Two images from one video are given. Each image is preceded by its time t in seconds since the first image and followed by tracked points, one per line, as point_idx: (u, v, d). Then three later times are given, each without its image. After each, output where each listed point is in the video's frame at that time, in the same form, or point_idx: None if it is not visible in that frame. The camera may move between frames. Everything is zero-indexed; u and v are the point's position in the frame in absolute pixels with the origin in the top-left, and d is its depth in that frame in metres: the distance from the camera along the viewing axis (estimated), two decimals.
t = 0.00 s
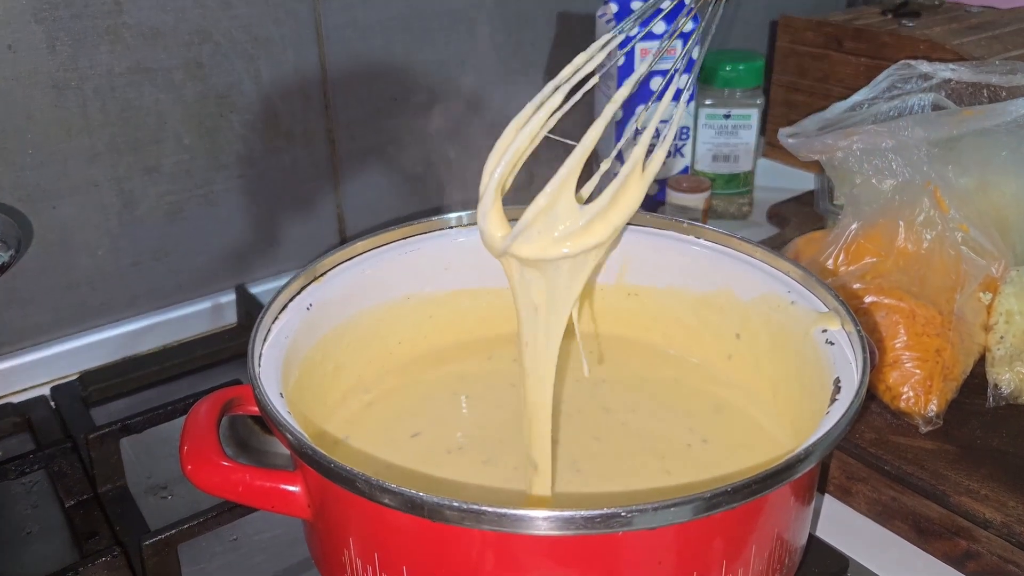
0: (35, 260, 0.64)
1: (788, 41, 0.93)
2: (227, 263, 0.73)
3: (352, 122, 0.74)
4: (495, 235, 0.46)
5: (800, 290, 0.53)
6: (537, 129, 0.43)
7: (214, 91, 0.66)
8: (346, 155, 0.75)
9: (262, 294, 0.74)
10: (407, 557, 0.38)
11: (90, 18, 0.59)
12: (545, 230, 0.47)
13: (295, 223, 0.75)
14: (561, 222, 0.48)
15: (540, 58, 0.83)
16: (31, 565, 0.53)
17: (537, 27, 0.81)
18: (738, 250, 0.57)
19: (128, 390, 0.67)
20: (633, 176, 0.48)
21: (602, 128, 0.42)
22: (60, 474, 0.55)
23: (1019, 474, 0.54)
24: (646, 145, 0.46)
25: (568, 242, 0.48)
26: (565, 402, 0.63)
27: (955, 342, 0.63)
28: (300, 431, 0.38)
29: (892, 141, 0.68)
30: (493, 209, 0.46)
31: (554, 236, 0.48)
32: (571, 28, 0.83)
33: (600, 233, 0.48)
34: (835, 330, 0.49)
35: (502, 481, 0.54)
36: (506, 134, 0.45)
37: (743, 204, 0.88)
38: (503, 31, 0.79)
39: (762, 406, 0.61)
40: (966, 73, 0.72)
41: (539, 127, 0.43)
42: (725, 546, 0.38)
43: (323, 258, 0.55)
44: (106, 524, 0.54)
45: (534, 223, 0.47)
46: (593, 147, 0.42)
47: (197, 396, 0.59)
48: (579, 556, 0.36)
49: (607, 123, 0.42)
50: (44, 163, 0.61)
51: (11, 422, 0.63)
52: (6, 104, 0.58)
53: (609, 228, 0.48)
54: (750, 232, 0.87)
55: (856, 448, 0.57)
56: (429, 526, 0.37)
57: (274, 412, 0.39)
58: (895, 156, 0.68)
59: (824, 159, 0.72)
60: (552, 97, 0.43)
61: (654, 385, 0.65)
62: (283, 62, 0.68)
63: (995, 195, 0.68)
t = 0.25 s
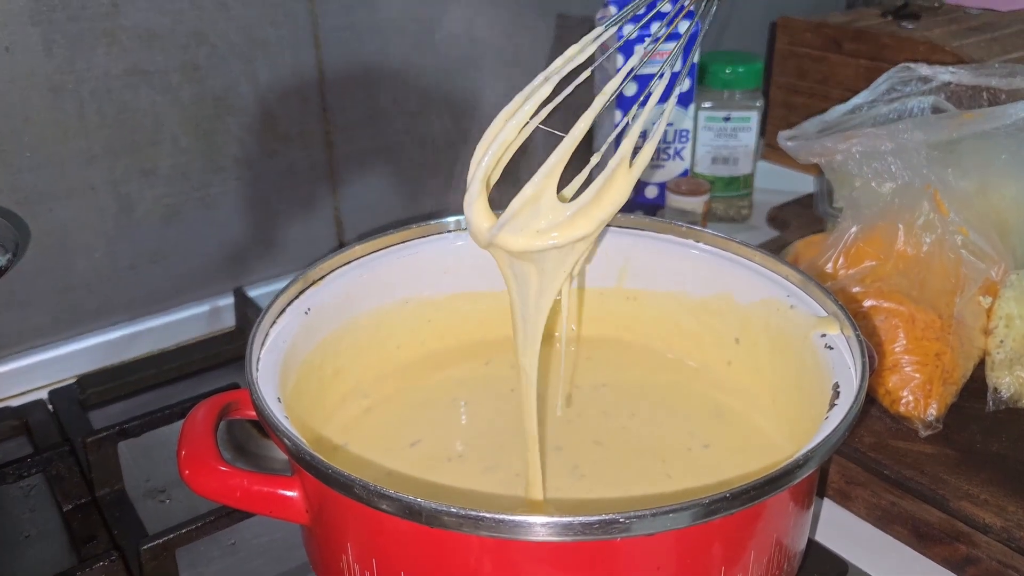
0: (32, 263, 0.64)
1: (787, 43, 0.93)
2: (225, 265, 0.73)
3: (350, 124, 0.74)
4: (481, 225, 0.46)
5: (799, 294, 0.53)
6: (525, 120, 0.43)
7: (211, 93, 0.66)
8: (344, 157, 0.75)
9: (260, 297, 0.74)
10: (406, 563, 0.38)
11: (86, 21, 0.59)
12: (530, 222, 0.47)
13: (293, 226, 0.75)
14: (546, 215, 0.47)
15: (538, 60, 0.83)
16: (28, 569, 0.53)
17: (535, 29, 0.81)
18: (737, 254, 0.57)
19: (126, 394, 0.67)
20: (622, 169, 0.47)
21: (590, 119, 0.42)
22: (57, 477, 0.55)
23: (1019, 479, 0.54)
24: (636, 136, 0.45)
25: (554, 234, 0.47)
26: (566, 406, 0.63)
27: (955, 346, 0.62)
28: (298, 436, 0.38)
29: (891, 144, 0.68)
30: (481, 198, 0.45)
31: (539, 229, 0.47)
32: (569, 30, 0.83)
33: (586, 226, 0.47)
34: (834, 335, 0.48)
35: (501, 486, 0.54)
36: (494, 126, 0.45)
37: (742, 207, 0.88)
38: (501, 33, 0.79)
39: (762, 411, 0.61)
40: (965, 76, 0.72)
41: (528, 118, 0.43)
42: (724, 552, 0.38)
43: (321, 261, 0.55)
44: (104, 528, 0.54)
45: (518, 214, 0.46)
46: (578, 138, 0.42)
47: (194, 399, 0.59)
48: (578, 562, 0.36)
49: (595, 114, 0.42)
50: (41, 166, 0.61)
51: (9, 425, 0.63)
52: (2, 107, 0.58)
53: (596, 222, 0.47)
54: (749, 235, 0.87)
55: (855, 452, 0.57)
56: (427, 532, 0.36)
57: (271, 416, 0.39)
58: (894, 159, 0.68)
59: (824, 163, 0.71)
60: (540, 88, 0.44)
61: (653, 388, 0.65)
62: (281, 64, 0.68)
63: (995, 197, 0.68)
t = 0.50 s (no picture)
0: (31, 266, 0.63)
1: (788, 45, 0.93)
2: (224, 267, 0.73)
3: (349, 126, 0.74)
4: (467, 198, 0.45)
5: (798, 296, 0.53)
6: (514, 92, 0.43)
7: (210, 95, 0.66)
8: (343, 159, 0.75)
9: (259, 300, 0.74)
10: (404, 567, 0.38)
11: (85, 23, 0.59)
12: (516, 195, 0.46)
13: (292, 228, 0.75)
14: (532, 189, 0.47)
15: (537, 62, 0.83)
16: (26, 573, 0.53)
17: (535, 31, 0.81)
18: (737, 256, 0.57)
19: (124, 396, 0.67)
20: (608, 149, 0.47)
21: (576, 95, 0.43)
22: (55, 481, 0.55)
23: (1019, 481, 0.54)
24: (625, 113, 0.44)
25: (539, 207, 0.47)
26: (565, 409, 0.63)
27: (955, 348, 0.62)
28: (296, 439, 0.38)
29: (891, 146, 0.68)
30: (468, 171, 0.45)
31: (524, 203, 0.47)
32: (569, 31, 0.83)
33: (571, 202, 0.47)
34: (833, 337, 0.48)
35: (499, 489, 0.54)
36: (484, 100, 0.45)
37: (742, 209, 0.88)
38: (501, 35, 0.79)
39: (761, 414, 0.61)
40: (965, 78, 0.72)
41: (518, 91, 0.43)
42: (724, 555, 0.38)
43: (320, 264, 0.55)
44: (102, 531, 0.53)
45: (503, 188, 0.46)
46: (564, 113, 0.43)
47: (193, 402, 0.59)
48: (576, 566, 0.36)
49: (581, 90, 0.42)
50: (40, 168, 0.61)
51: (7, 428, 0.63)
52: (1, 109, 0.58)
53: (581, 198, 0.47)
54: (748, 237, 0.87)
55: (855, 455, 0.56)
56: (425, 536, 0.36)
57: (269, 419, 0.39)
58: (894, 161, 0.68)
59: (824, 164, 0.71)
60: (528, 62, 0.44)
61: (651, 391, 0.65)
62: (281, 66, 0.68)
63: (995, 200, 0.68)
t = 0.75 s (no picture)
0: (29, 267, 0.63)
1: (787, 47, 0.93)
2: (223, 269, 0.73)
3: (348, 128, 0.74)
4: (467, 207, 0.46)
5: (798, 297, 0.53)
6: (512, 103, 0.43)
7: (209, 97, 0.66)
8: (342, 161, 0.75)
9: (258, 302, 0.74)
10: (402, 568, 0.38)
11: (84, 25, 0.59)
12: (515, 205, 0.47)
13: (291, 229, 0.75)
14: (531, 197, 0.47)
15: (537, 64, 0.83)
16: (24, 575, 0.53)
17: (533, 33, 0.81)
18: (736, 257, 0.57)
19: (123, 398, 0.67)
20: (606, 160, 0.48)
21: (574, 104, 0.43)
22: (53, 482, 0.55)
23: (1019, 483, 0.54)
24: (623, 121, 0.45)
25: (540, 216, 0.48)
26: (565, 410, 0.63)
27: (954, 349, 0.62)
28: (294, 441, 0.38)
29: (890, 147, 0.68)
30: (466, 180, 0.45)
31: (522, 213, 0.47)
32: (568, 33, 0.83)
33: (572, 209, 0.48)
34: (833, 338, 0.48)
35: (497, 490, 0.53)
36: (483, 107, 0.45)
37: (741, 211, 0.88)
38: (500, 37, 0.79)
39: (762, 415, 0.61)
40: (964, 79, 0.72)
41: (515, 101, 0.43)
42: (723, 557, 0.38)
43: (319, 265, 0.55)
44: (100, 533, 0.53)
45: (502, 197, 0.46)
46: (563, 122, 0.43)
47: (191, 403, 0.59)
48: (575, 567, 0.36)
49: (579, 99, 0.43)
50: (38, 170, 0.61)
51: (5, 430, 0.63)
52: None
53: (582, 205, 0.48)
54: (748, 239, 0.87)
55: (855, 456, 0.56)
56: (423, 538, 0.36)
57: (267, 420, 0.39)
58: (893, 162, 0.68)
59: (823, 166, 0.71)
60: (527, 72, 0.43)
61: (650, 391, 0.65)
62: (280, 68, 0.68)
63: (995, 200, 0.68)
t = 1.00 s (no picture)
0: (28, 268, 0.63)
1: (786, 48, 0.93)
2: (222, 269, 0.73)
3: (348, 128, 0.74)
4: (474, 223, 0.45)
5: (797, 298, 0.52)
6: (518, 119, 0.43)
7: (209, 97, 0.66)
8: (342, 162, 0.75)
9: (257, 302, 0.74)
10: (401, 570, 0.38)
11: (83, 25, 0.59)
12: (521, 222, 0.47)
13: (290, 229, 0.75)
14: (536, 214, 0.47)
15: (536, 64, 0.83)
16: None
17: (533, 34, 0.81)
18: (736, 258, 0.57)
19: (122, 399, 0.67)
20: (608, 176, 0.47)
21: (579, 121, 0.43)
22: (52, 483, 0.55)
23: (1019, 483, 0.54)
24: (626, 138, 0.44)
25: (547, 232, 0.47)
26: (565, 411, 0.63)
27: (954, 350, 0.62)
28: (292, 442, 0.38)
29: (890, 148, 0.67)
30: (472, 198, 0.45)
31: (528, 228, 0.47)
32: (568, 33, 0.83)
33: (577, 225, 0.47)
34: (833, 339, 0.48)
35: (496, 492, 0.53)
36: (489, 125, 0.45)
37: (741, 211, 0.88)
38: (500, 37, 0.79)
39: (762, 416, 0.61)
40: (964, 79, 0.72)
41: (520, 118, 0.43)
42: (722, 558, 0.38)
43: (317, 266, 0.55)
44: (98, 534, 0.53)
45: (509, 214, 0.46)
46: (568, 137, 0.43)
47: (190, 404, 0.59)
48: (575, 568, 0.36)
49: (584, 115, 0.43)
50: (37, 170, 0.61)
51: (3, 430, 0.63)
52: None
53: (587, 220, 0.47)
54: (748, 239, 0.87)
55: (854, 457, 0.56)
56: (422, 539, 0.36)
57: (265, 422, 0.39)
58: (893, 162, 0.68)
59: (822, 166, 0.71)
60: (530, 89, 0.43)
61: (651, 392, 0.65)
62: (279, 69, 0.68)
63: (995, 201, 0.68)
